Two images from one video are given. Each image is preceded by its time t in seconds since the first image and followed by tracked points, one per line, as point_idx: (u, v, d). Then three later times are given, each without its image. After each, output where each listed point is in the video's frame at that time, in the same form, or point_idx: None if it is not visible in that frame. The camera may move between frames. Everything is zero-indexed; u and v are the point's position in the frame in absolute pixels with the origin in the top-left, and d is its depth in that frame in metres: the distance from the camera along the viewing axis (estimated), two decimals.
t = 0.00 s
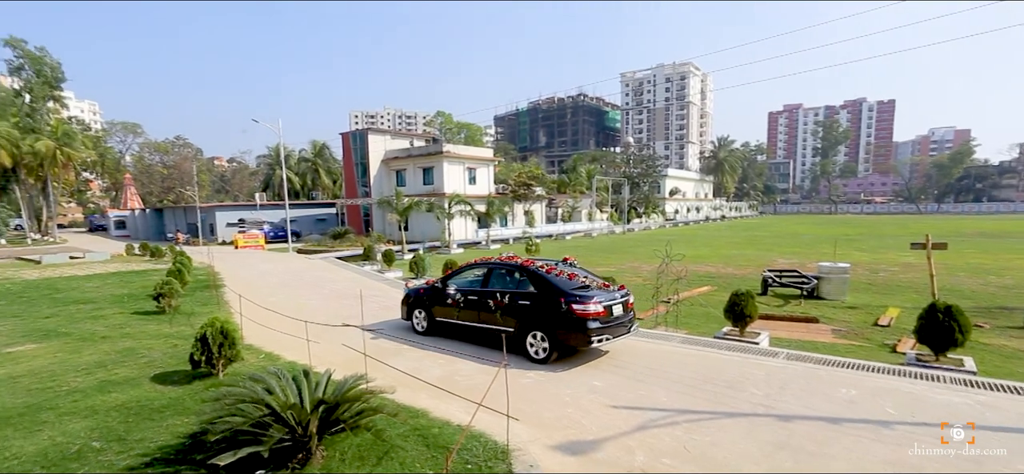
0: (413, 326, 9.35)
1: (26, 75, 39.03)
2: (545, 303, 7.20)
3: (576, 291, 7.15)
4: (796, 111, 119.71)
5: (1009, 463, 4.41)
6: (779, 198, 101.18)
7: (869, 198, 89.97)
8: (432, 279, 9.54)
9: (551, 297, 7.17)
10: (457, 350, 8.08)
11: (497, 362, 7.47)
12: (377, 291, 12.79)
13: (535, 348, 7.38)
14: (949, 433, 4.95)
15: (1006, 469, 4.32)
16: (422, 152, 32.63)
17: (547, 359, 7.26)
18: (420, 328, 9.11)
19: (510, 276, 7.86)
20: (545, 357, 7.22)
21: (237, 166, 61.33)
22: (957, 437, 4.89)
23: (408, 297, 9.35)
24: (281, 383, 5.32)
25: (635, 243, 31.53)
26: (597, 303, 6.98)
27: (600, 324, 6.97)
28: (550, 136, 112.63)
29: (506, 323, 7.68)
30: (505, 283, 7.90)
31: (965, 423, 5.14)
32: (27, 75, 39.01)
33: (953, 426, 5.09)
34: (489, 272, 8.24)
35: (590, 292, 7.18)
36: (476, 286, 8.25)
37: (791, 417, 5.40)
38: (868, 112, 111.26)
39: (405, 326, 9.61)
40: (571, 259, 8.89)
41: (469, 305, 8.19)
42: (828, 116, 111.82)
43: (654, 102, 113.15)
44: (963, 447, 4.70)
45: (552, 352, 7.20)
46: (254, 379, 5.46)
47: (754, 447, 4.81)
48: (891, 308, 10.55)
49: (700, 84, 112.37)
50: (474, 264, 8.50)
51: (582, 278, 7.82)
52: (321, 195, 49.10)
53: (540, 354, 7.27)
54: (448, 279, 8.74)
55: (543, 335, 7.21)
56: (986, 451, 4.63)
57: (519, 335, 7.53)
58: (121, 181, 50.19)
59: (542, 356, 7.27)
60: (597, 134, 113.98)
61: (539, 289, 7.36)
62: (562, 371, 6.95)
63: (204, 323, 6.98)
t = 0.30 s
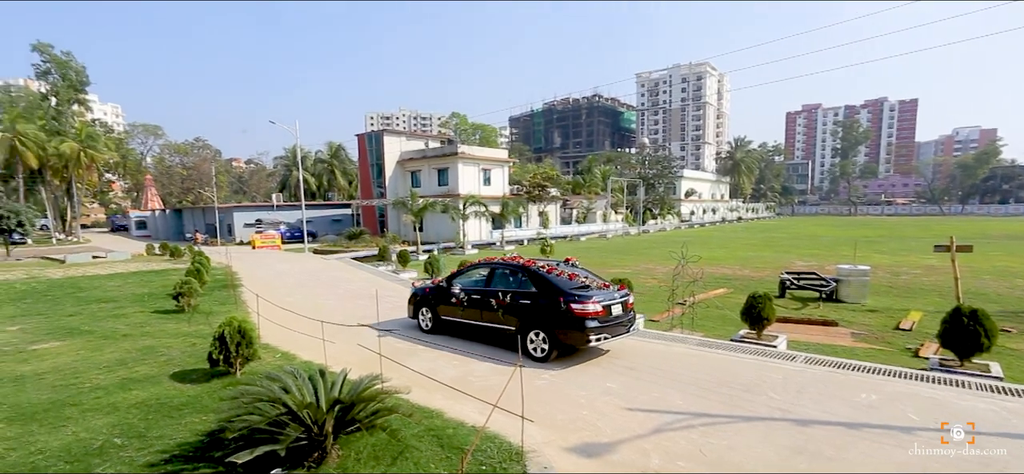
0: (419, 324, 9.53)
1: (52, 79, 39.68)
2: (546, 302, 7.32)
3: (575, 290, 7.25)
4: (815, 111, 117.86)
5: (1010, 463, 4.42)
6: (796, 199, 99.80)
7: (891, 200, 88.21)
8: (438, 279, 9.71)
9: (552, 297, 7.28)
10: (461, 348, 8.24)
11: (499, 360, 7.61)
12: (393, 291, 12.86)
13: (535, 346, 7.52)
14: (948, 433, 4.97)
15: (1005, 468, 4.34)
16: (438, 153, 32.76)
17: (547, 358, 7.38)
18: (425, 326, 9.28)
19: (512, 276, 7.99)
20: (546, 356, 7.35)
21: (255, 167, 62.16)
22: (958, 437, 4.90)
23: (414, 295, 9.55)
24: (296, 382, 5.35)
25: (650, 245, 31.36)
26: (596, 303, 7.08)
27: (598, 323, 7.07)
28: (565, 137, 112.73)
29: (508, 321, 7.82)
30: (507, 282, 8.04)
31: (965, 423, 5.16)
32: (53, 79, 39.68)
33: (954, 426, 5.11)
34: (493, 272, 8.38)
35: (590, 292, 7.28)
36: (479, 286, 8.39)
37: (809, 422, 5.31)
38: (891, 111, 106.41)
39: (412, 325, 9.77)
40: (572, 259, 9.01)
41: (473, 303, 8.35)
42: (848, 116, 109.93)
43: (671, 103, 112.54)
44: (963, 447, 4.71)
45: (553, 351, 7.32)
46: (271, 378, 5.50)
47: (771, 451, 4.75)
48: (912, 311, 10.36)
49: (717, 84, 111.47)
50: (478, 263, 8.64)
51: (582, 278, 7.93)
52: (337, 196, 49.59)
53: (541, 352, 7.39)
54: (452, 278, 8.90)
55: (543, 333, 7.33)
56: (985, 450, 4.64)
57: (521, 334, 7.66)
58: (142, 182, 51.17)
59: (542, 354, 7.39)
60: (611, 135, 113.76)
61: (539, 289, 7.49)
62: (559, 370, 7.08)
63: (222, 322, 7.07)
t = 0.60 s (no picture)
0: (425, 323, 9.71)
1: (75, 83, 40.85)
2: (544, 302, 7.45)
3: (574, 290, 7.38)
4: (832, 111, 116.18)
5: (1012, 462, 4.44)
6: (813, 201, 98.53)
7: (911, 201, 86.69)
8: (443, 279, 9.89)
9: (551, 297, 7.41)
10: (463, 346, 8.41)
11: (500, 358, 7.75)
12: (407, 292, 12.92)
13: (535, 345, 7.65)
14: (948, 433, 5.00)
15: (1005, 466, 4.36)
16: (451, 154, 32.88)
17: (546, 356, 7.52)
18: (430, 325, 9.47)
19: (513, 276, 8.13)
20: (544, 354, 7.49)
21: (271, 169, 62.99)
22: (957, 437, 4.93)
23: (420, 295, 9.74)
24: (312, 382, 5.39)
25: (664, 246, 31.17)
26: (594, 303, 7.20)
27: (596, 323, 7.18)
28: (578, 138, 112.86)
29: (508, 320, 7.96)
30: (509, 282, 8.18)
31: (965, 423, 5.17)
32: (77, 84, 40.79)
33: (954, 426, 5.13)
34: (495, 272, 8.53)
35: (588, 292, 7.39)
36: (482, 285, 8.55)
37: (827, 426, 5.23)
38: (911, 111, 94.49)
39: (419, 325, 9.93)
40: (573, 259, 9.12)
41: (475, 303, 8.51)
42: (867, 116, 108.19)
43: (685, 104, 112.05)
44: (963, 447, 4.74)
45: (552, 349, 7.46)
46: (287, 378, 5.55)
47: (788, 455, 4.68)
48: (934, 315, 10.18)
49: (732, 85, 110.68)
50: (480, 264, 8.80)
51: (582, 278, 8.03)
52: (351, 197, 50.05)
53: (540, 351, 7.52)
54: (456, 278, 9.07)
55: (542, 332, 7.46)
56: (984, 450, 4.65)
57: (521, 333, 7.80)
58: (162, 183, 52.20)
59: (542, 353, 7.52)
60: (625, 136, 113.60)
61: (539, 289, 7.62)
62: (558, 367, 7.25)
63: (239, 322, 7.15)
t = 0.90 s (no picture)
0: (430, 323, 9.92)
1: (96, 86, 41.72)
2: (543, 301, 7.64)
3: (572, 290, 7.56)
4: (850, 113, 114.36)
5: (1010, 462, 4.50)
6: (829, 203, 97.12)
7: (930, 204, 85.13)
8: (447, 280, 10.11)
9: (549, 296, 7.60)
10: (465, 345, 8.60)
11: (501, 356, 7.93)
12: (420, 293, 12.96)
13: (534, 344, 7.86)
14: (948, 433, 5.08)
15: (1004, 466, 4.42)
16: (464, 156, 32.99)
17: (545, 354, 7.71)
18: (435, 325, 9.69)
19: (514, 276, 8.33)
20: (543, 352, 7.68)
21: (286, 171, 63.70)
22: (957, 437, 5.01)
23: (425, 295, 9.97)
24: (325, 382, 5.40)
25: (678, 249, 31.00)
26: (591, 302, 7.36)
27: (593, 322, 7.33)
28: (591, 140, 112.81)
29: (509, 319, 8.15)
30: (510, 282, 8.38)
31: (966, 424, 5.26)
32: (97, 86, 41.62)
33: (954, 426, 5.21)
34: (497, 272, 8.73)
35: (585, 291, 7.57)
36: (484, 285, 8.76)
37: (846, 433, 5.13)
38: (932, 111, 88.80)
39: (425, 324, 10.11)
40: (574, 260, 9.27)
41: (477, 302, 8.72)
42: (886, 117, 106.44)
43: (699, 106, 111.44)
44: (963, 447, 4.81)
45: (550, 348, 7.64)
46: (301, 378, 5.57)
47: (803, 460, 4.63)
48: (954, 320, 10.00)
49: (747, 86, 109.77)
50: (483, 264, 9.02)
51: (582, 278, 8.20)
52: (364, 198, 50.39)
53: (539, 349, 7.69)
54: (459, 279, 9.30)
55: (541, 331, 7.64)
56: (984, 450, 4.73)
57: (521, 332, 7.98)
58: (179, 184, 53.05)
59: (541, 351, 7.70)
60: (638, 138, 113.16)
61: (538, 288, 7.81)
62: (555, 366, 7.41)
63: (254, 322, 7.22)
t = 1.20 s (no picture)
0: (432, 322, 10.12)
1: (113, 88, 42.35)
2: (540, 300, 7.82)
3: (569, 290, 7.74)
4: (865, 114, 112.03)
5: (1010, 461, 4.55)
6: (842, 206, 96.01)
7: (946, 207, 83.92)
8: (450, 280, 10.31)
9: (547, 295, 7.78)
10: (466, 343, 8.79)
11: (499, 354, 8.11)
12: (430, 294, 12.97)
13: (532, 342, 8.04)
14: (948, 433, 5.14)
15: (1001, 465, 4.48)
16: (475, 158, 33.04)
17: (542, 352, 7.89)
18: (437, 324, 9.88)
19: (513, 276, 8.53)
20: (540, 350, 7.86)
21: (297, 172, 64.26)
22: (958, 437, 5.07)
23: (428, 295, 10.17)
24: (336, 383, 5.41)
25: (689, 251, 30.82)
26: (587, 301, 7.53)
27: (589, 321, 7.49)
28: (602, 142, 112.72)
29: (507, 318, 8.33)
30: (509, 282, 8.57)
31: (967, 424, 5.31)
32: (114, 89, 42.25)
33: (955, 427, 5.27)
34: (497, 272, 8.92)
35: (582, 291, 7.73)
36: (484, 285, 8.94)
37: (860, 437, 5.07)
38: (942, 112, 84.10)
39: (429, 324, 10.27)
40: (573, 261, 9.43)
41: (478, 302, 8.92)
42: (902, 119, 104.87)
43: (711, 107, 110.99)
44: (964, 447, 4.86)
45: (548, 346, 7.81)
46: (312, 378, 5.60)
47: (814, 463, 4.59)
48: (971, 325, 9.83)
49: (759, 88, 109.12)
50: (484, 265, 9.21)
51: (579, 278, 8.35)
52: (375, 199, 50.69)
53: (536, 347, 7.85)
54: (460, 279, 9.50)
55: (538, 329, 7.81)
56: (984, 450, 4.77)
57: (519, 331, 8.16)
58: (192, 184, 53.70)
59: (538, 349, 7.85)
60: (649, 140, 112.90)
61: (536, 288, 8.00)
62: (554, 364, 7.53)
63: (266, 322, 7.29)
